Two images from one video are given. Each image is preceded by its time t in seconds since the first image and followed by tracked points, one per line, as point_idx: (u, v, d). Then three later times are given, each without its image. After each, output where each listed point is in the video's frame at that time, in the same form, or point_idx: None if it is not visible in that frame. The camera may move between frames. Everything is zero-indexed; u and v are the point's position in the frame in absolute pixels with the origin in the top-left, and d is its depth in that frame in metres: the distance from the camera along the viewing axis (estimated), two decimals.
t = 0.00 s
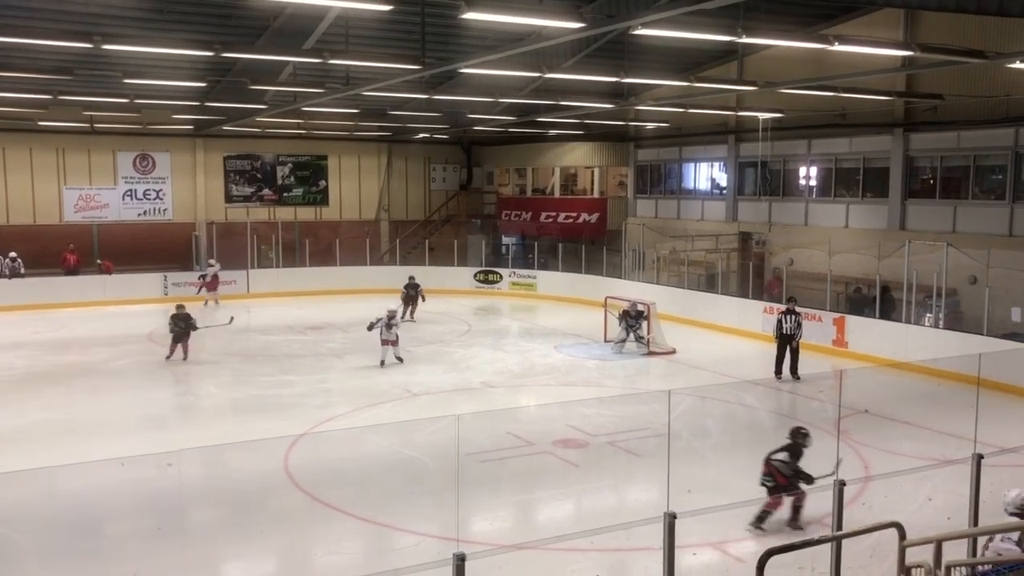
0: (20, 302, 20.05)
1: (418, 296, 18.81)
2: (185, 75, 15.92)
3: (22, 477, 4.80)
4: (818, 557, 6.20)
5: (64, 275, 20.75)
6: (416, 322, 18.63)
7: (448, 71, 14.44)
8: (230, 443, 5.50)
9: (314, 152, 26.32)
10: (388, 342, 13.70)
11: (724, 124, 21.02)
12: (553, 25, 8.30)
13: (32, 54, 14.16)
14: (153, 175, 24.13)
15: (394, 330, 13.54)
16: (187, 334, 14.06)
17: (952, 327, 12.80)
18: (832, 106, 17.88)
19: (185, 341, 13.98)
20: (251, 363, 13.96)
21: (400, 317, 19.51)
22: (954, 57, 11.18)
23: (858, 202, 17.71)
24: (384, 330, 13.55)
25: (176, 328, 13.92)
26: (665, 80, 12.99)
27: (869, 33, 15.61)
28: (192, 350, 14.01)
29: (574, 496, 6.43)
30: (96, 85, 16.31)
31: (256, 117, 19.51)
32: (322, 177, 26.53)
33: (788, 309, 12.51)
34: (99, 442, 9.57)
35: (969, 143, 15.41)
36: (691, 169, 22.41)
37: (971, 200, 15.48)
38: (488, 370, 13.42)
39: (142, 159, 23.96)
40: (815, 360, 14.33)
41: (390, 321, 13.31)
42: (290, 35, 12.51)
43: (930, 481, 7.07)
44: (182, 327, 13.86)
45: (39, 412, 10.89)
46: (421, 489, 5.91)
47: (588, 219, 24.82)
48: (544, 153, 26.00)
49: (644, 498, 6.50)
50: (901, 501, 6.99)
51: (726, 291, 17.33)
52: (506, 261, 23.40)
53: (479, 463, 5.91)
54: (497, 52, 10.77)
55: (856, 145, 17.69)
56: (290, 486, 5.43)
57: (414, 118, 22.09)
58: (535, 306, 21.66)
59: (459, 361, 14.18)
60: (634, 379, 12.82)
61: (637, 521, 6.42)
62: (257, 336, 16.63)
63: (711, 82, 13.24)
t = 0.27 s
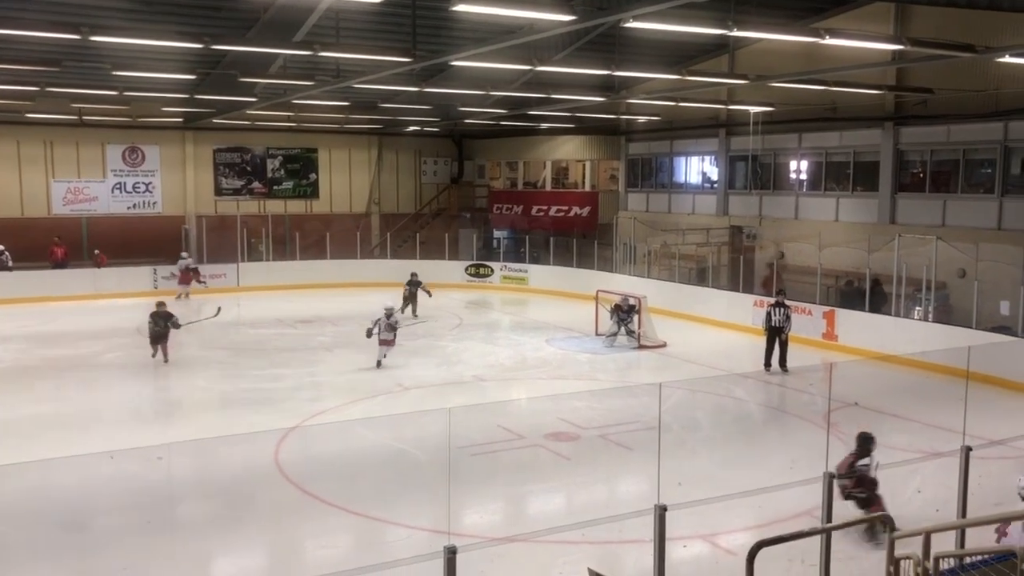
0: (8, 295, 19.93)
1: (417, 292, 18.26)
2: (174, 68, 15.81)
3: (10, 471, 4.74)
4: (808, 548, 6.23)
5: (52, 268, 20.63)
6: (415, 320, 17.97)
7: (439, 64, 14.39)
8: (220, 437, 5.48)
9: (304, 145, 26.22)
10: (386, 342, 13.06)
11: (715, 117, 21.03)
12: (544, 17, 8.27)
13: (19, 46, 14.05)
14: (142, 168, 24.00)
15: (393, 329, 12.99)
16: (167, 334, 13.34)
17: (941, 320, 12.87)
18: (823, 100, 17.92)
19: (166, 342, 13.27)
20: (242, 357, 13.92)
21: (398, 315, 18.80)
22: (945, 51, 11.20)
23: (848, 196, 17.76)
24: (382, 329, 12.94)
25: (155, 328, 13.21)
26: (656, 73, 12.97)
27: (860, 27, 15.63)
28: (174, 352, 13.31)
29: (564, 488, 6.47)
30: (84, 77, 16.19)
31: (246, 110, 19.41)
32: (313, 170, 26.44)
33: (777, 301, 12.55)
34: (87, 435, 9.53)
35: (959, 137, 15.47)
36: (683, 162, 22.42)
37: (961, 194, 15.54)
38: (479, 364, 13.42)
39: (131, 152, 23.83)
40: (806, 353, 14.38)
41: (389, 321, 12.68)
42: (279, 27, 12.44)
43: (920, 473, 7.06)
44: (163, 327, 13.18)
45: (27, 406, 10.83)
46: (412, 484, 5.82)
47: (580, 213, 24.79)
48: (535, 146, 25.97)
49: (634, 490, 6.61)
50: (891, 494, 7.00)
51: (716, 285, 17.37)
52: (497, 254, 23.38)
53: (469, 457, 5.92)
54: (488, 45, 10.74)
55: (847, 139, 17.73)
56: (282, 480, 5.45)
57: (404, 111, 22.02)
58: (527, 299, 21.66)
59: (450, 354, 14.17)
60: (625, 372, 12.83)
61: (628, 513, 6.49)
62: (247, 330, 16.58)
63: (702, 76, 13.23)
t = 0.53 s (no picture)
0: None
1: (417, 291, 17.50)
2: (161, 62, 15.71)
3: None
4: (798, 541, 6.26)
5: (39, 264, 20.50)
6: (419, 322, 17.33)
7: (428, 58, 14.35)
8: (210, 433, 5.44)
9: (293, 139, 26.12)
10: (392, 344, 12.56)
11: (704, 112, 21.06)
12: (532, 12, 8.25)
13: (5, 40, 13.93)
14: (130, 163, 23.87)
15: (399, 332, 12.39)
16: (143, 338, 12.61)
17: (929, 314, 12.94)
18: (812, 94, 17.96)
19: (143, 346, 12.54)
20: (231, 352, 13.87)
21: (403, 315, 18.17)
22: (933, 46, 11.23)
23: (837, 190, 17.82)
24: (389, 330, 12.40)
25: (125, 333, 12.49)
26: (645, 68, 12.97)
27: (849, 21, 15.66)
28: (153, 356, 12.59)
29: (554, 483, 6.45)
30: (71, 71, 16.07)
31: (234, 105, 19.32)
32: (302, 165, 26.33)
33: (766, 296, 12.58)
34: (76, 432, 9.48)
35: (946, 132, 15.54)
36: (672, 157, 22.45)
37: (949, 188, 15.61)
38: (470, 359, 13.41)
39: (119, 147, 23.70)
40: (795, 347, 14.44)
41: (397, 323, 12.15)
42: (268, 21, 12.38)
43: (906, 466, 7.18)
44: (135, 330, 12.45)
45: (14, 403, 10.77)
46: (403, 481, 5.85)
47: (570, 207, 24.92)
48: (525, 140, 25.95)
49: (625, 485, 6.51)
50: (878, 487, 7.09)
51: (706, 279, 17.41)
52: (487, 249, 23.35)
53: (460, 452, 5.85)
54: (478, 40, 10.71)
55: (835, 134, 17.79)
56: (270, 475, 5.39)
57: (393, 105, 21.95)
58: (517, 294, 21.66)
59: (439, 349, 14.15)
60: (615, 367, 12.84)
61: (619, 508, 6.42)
62: (237, 326, 16.52)
63: (691, 70, 13.23)
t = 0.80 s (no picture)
0: None
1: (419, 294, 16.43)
2: (153, 61, 15.66)
3: None
4: (790, 539, 6.29)
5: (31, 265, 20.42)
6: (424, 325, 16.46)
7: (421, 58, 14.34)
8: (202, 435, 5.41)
9: (286, 139, 26.07)
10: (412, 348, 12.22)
11: (696, 111, 21.10)
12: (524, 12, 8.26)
13: None
14: (121, 163, 23.78)
15: (417, 334, 12.07)
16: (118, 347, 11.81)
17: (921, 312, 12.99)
18: (804, 93, 18.02)
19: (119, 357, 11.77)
20: (223, 353, 13.83)
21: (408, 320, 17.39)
22: (924, 45, 11.27)
23: (829, 189, 17.88)
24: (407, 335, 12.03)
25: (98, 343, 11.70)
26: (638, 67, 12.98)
27: (840, 21, 15.71)
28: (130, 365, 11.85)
29: (548, 482, 6.50)
30: (62, 71, 16.01)
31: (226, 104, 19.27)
32: (294, 164, 26.28)
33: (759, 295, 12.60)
34: (68, 432, 9.44)
35: (938, 131, 15.60)
36: (665, 156, 22.48)
37: (940, 186, 15.67)
38: (463, 358, 13.40)
39: (110, 147, 23.62)
40: (787, 346, 14.48)
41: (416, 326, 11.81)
42: (259, 20, 12.35)
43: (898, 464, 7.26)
44: (111, 339, 11.66)
45: (6, 404, 10.72)
46: (395, 481, 5.82)
47: (562, 206, 25.07)
48: (518, 139, 25.95)
49: (617, 483, 6.49)
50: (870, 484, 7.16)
51: (698, 278, 17.45)
52: (481, 248, 23.33)
53: (453, 452, 5.86)
54: (470, 40, 10.71)
55: (827, 133, 17.84)
56: (263, 476, 5.39)
57: (386, 105, 21.93)
58: (510, 293, 21.67)
59: (433, 349, 14.14)
60: (608, 366, 12.85)
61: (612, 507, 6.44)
62: (229, 326, 16.49)
63: (683, 70, 13.26)
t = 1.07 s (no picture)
0: None
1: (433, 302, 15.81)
2: (149, 65, 15.65)
3: None
4: (787, 541, 6.29)
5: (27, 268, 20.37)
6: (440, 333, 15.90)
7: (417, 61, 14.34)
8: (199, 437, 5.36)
9: (282, 142, 26.05)
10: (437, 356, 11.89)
11: (692, 114, 21.12)
12: (520, 14, 8.27)
13: None
14: (118, 167, 23.74)
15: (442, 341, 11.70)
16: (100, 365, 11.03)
17: (918, 315, 13.01)
18: (800, 96, 18.06)
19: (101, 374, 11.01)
20: (220, 356, 13.81)
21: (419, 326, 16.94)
22: (919, 48, 11.29)
23: (824, 191, 17.90)
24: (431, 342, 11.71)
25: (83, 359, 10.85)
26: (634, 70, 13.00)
27: (836, 23, 15.74)
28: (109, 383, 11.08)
29: (545, 485, 6.46)
30: (58, 74, 15.99)
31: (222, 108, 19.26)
32: (291, 167, 26.27)
33: (757, 297, 12.64)
34: (64, 436, 9.41)
35: (933, 133, 15.63)
36: (661, 159, 22.50)
37: (936, 189, 15.69)
38: (459, 361, 13.40)
39: (106, 150, 23.58)
40: (784, 348, 14.49)
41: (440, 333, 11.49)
42: (256, 23, 12.35)
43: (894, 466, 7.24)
44: (97, 356, 10.90)
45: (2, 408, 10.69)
46: (392, 485, 5.80)
47: (559, 209, 25.18)
48: (515, 142, 25.96)
49: (614, 486, 6.53)
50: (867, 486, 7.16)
51: (695, 280, 17.47)
52: (477, 251, 23.31)
53: (450, 455, 5.88)
54: (466, 43, 10.71)
55: (823, 135, 17.87)
56: (260, 478, 5.37)
57: (382, 108, 21.92)
58: (507, 296, 21.68)
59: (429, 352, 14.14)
60: (605, 369, 12.85)
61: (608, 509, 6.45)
62: (226, 329, 16.46)
63: (679, 72, 13.27)
